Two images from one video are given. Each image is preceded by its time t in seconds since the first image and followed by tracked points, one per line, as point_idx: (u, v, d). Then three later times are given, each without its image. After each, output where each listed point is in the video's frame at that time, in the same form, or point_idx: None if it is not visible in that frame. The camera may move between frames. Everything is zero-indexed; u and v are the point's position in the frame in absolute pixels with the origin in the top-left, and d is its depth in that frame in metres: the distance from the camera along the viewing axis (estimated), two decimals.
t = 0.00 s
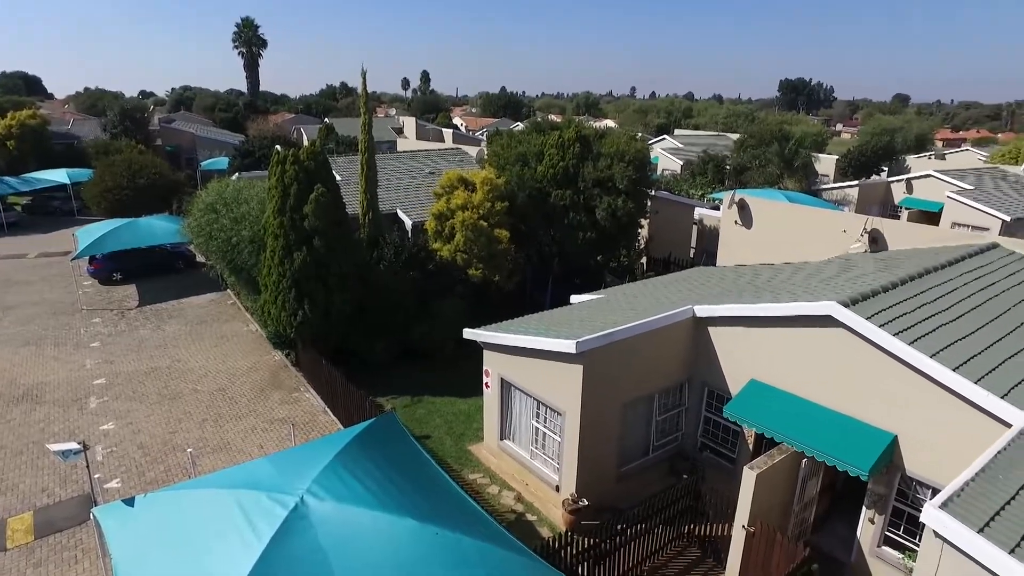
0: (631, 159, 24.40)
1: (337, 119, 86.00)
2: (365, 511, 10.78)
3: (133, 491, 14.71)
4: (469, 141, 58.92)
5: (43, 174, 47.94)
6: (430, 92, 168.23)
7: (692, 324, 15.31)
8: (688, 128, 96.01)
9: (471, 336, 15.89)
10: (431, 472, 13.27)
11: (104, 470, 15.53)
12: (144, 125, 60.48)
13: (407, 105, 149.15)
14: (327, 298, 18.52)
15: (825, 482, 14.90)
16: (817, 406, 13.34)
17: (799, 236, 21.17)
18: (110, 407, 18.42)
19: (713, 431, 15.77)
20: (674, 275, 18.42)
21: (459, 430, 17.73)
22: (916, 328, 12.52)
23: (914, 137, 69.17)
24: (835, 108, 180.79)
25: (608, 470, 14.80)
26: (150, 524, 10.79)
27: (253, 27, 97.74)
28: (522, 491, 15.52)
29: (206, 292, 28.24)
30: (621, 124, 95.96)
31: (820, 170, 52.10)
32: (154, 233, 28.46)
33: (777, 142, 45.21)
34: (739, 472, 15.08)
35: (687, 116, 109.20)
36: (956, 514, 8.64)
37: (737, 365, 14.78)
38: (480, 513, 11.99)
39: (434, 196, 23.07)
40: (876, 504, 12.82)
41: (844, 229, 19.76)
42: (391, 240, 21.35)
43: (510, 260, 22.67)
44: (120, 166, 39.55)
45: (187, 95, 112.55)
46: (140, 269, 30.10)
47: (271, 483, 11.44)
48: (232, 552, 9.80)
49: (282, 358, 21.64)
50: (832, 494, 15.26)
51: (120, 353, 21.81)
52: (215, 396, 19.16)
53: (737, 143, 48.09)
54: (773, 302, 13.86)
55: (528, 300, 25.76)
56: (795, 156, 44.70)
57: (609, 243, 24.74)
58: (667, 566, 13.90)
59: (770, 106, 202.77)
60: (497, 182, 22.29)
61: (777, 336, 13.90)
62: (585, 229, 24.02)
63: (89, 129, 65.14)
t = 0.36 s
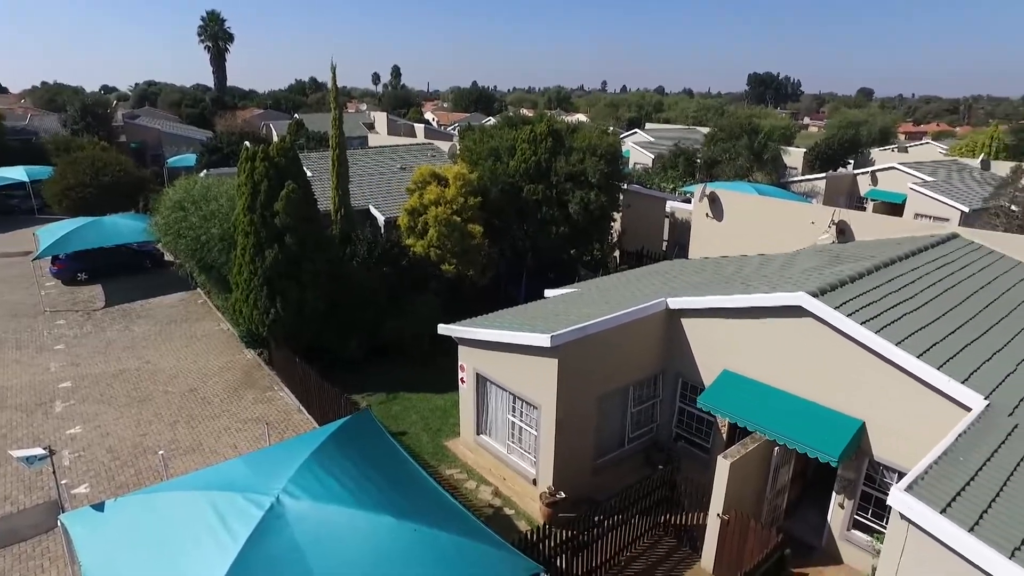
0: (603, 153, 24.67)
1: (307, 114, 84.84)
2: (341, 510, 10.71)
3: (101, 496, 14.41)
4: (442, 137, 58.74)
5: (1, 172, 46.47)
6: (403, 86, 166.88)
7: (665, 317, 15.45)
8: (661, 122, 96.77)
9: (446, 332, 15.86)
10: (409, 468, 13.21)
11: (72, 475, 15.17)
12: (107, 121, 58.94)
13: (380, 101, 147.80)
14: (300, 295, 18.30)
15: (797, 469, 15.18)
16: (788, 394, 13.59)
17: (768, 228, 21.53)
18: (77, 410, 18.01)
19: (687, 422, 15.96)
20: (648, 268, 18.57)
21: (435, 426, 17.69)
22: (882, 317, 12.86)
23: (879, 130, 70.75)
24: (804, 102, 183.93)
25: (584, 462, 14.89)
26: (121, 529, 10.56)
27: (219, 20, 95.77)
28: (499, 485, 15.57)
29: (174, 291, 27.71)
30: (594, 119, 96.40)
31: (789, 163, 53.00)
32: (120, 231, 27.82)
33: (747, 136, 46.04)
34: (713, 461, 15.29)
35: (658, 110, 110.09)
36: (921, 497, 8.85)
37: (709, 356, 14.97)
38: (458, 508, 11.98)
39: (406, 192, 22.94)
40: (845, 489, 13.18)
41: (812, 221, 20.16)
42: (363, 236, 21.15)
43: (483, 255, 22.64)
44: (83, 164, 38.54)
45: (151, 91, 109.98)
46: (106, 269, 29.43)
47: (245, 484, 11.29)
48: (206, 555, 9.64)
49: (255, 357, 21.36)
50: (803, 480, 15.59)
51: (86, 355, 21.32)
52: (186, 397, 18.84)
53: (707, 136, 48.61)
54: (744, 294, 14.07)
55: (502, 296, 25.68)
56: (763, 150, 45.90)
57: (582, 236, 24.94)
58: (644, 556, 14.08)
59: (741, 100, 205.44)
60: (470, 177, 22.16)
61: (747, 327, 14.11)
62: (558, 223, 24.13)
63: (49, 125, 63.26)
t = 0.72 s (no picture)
0: (576, 147, 24.82)
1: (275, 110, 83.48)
2: (319, 508, 10.64)
3: (69, 502, 14.08)
4: (414, 132, 58.37)
5: None
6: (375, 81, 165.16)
7: (640, 310, 15.57)
8: (632, 116, 97.42)
9: (421, 328, 15.79)
10: (387, 464, 13.17)
11: (38, 481, 14.79)
12: (68, 117, 57.24)
13: (351, 95, 146.08)
14: (273, 293, 18.06)
15: (770, 457, 15.47)
16: (760, 383, 13.82)
17: (740, 220, 21.80)
18: (42, 414, 17.55)
19: (662, 413, 16.13)
20: (621, 262, 18.69)
21: (412, 422, 17.64)
22: (850, 306, 13.15)
23: (845, 123, 72.22)
24: (774, 96, 186.67)
25: (562, 455, 14.98)
26: (92, 535, 10.32)
27: (184, 13, 93.53)
28: (477, 480, 15.59)
29: (142, 291, 27.13)
30: (567, 113, 96.63)
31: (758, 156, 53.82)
32: (83, 230, 27.14)
33: (716, 129, 46.46)
34: (688, 451, 15.49)
35: (630, 104, 110.81)
36: (888, 480, 9.08)
37: (683, 347, 15.12)
38: (437, 503, 11.99)
39: (378, 187, 22.72)
40: (816, 476, 13.51)
41: (783, 212, 20.47)
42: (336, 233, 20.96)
43: (457, 250, 22.58)
44: (43, 161, 37.45)
45: (114, 86, 107.07)
46: (69, 269, 28.69)
47: (220, 485, 11.13)
48: (182, 557, 9.49)
49: (227, 356, 21.04)
50: (776, 467, 15.90)
51: (52, 358, 20.77)
52: (157, 398, 18.49)
53: (678, 130, 49.07)
54: (716, 286, 14.25)
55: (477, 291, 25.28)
56: (733, 143, 46.56)
57: (555, 231, 24.94)
58: (621, 546, 14.23)
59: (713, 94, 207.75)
60: (443, 172, 22.05)
61: (720, 319, 14.29)
62: (531, 217, 24.19)
63: (5, 122, 61.16)
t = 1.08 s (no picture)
0: (548, 141, 24.92)
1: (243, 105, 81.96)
2: (297, 507, 10.56)
3: (36, 508, 13.75)
4: (385, 127, 57.90)
5: None
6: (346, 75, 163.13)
7: (614, 303, 15.69)
8: (604, 110, 97.87)
9: (396, 324, 15.72)
10: (365, 461, 13.10)
11: (3, 489, 14.39)
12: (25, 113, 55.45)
13: (322, 90, 144.13)
14: (245, 291, 17.80)
15: (744, 446, 15.75)
16: (733, 373, 14.03)
17: (711, 213, 22.09)
18: (7, 420, 17.08)
19: (638, 404, 16.29)
20: (595, 255, 18.78)
21: (389, 419, 17.59)
22: (818, 296, 13.42)
23: (812, 116, 73.56)
24: (745, 89, 188.99)
25: (540, 449, 15.05)
26: (62, 541, 10.10)
27: (146, 5, 91.15)
28: (456, 475, 15.62)
29: (108, 292, 26.53)
30: (540, 107, 96.67)
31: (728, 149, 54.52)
32: (45, 230, 26.44)
33: (687, 122, 46.61)
34: (664, 442, 15.68)
35: (601, 98, 111.22)
36: (859, 464, 9.29)
37: (657, 339, 15.25)
38: (416, 499, 11.98)
39: (351, 183, 22.49)
40: (789, 462, 13.82)
41: (753, 205, 20.80)
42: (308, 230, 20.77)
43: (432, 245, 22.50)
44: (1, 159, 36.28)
45: (75, 80, 103.98)
46: (32, 270, 27.92)
47: (194, 486, 10.97)
48: (157, 561, 9.34)
49: (199, 356, 20.72)
50: (750, 455, 16.18)
51: (15, 362, 20.20)
52: (127, 400, 18.14)
53: (650, 123, 49.45)
54: (689, 278, 14.42)
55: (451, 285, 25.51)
56: (705, 137, 46.83)
57: (529, 226, 24.93)
58: (600, 537, 14.36)
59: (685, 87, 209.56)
60: (416, 167, 21.93)
61: (693, 310, 14.46)
62: (505, 211, 24.06)
63: None
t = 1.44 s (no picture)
0: (521, 136, 25.01)
1: (211, 102, 80.48)
2: (274, 508, 10.45)
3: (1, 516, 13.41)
4: (357, 123, 57.35)
5: None
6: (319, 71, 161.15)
7: (589, 297, 15.76)
8: (577, 104, 98.21)
9: (371, 321, 15.63)
10: (341, 460, 13.01)
11: None
12: None
13: (294, 86, 142.24)
14: (217, 291, 17.53)
15: (719, 436, 15.94)
16: (707, 364, 14.19)
17: (684, 206, 22.28)
18: None
19: (614, 397, 16.41)
20: (569, 250, 18.84)
21: (365, 417, 17.49)
22: (789, 287, 13.61)
23: (782, 109, 74.67)
24: (718, 84, 191.05)
25: (517, 444, 15.07)
26: (30, 549, 9.86)
27: None
28: (433, 472, 15.60)
29: (74, 293, 25.94)
30: (514, 102, 96.65)
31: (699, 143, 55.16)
32: (6, 230, 25.77)
33: (659, 117, 47.18)
34: (640, 434, 15.81)
35: (574, 92, 111.50)
36: (829, 452, 9.44)
37: (632, 332, 15.36)
38: (395, 497, 11.92)
39: (323, 179, 22.24)
40: (763, 451, 14.04)
41: (724, 198, 21.04)
42: (281, 228, 20.69)
43: (406, 242, 22.35)
44: None
45: (35, 77, 101.10)
46: None
47: (166, 490, 10.79)
48: (129, 566, 9.17)
49: (170, 358, 20.36)
50: (725, 445, 16.41)
51: None
52: (95, 404, 17.77)
53: (623, 118, 49.75)
54: (662, 270, 14.55)
55: (424, 283, 25.07)
56: (676, 130, 47.25)
57: (503, 219, 25.12)
58: (578, 529, 14.45)
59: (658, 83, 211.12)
60: (389, 163, 21.72)
61: (667, 303, 14.57)
62: (479, 207, 24.33)
63: None
